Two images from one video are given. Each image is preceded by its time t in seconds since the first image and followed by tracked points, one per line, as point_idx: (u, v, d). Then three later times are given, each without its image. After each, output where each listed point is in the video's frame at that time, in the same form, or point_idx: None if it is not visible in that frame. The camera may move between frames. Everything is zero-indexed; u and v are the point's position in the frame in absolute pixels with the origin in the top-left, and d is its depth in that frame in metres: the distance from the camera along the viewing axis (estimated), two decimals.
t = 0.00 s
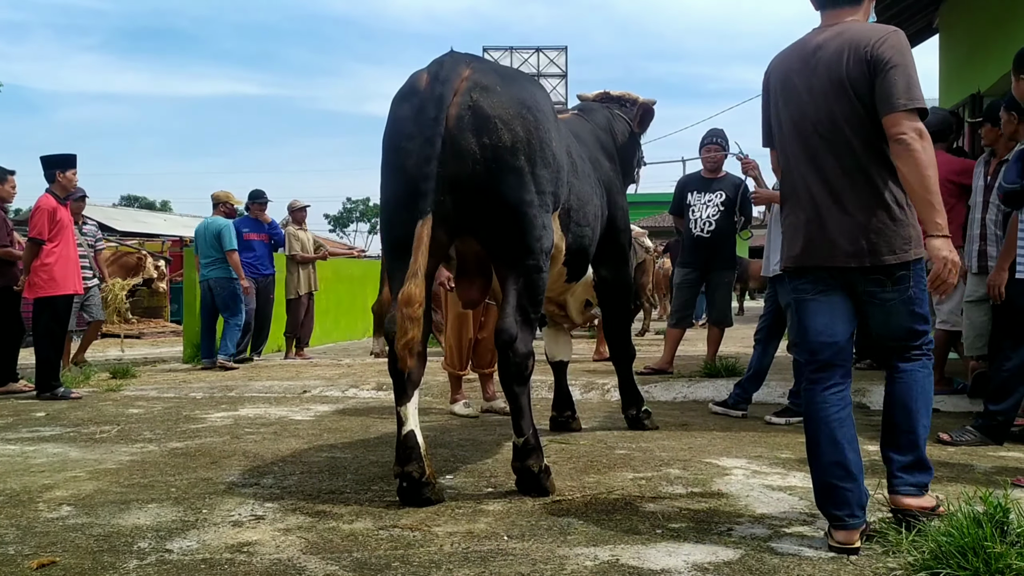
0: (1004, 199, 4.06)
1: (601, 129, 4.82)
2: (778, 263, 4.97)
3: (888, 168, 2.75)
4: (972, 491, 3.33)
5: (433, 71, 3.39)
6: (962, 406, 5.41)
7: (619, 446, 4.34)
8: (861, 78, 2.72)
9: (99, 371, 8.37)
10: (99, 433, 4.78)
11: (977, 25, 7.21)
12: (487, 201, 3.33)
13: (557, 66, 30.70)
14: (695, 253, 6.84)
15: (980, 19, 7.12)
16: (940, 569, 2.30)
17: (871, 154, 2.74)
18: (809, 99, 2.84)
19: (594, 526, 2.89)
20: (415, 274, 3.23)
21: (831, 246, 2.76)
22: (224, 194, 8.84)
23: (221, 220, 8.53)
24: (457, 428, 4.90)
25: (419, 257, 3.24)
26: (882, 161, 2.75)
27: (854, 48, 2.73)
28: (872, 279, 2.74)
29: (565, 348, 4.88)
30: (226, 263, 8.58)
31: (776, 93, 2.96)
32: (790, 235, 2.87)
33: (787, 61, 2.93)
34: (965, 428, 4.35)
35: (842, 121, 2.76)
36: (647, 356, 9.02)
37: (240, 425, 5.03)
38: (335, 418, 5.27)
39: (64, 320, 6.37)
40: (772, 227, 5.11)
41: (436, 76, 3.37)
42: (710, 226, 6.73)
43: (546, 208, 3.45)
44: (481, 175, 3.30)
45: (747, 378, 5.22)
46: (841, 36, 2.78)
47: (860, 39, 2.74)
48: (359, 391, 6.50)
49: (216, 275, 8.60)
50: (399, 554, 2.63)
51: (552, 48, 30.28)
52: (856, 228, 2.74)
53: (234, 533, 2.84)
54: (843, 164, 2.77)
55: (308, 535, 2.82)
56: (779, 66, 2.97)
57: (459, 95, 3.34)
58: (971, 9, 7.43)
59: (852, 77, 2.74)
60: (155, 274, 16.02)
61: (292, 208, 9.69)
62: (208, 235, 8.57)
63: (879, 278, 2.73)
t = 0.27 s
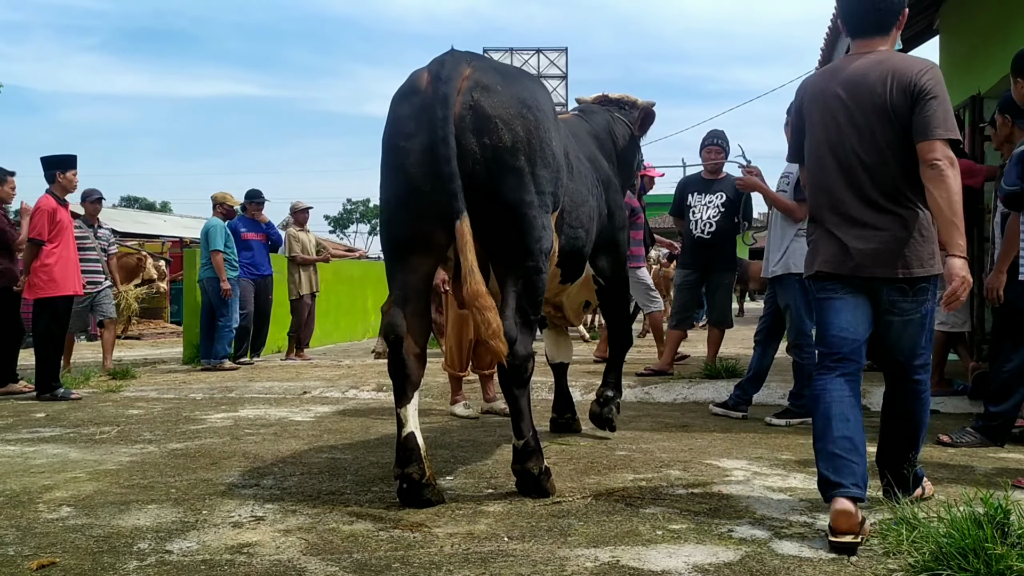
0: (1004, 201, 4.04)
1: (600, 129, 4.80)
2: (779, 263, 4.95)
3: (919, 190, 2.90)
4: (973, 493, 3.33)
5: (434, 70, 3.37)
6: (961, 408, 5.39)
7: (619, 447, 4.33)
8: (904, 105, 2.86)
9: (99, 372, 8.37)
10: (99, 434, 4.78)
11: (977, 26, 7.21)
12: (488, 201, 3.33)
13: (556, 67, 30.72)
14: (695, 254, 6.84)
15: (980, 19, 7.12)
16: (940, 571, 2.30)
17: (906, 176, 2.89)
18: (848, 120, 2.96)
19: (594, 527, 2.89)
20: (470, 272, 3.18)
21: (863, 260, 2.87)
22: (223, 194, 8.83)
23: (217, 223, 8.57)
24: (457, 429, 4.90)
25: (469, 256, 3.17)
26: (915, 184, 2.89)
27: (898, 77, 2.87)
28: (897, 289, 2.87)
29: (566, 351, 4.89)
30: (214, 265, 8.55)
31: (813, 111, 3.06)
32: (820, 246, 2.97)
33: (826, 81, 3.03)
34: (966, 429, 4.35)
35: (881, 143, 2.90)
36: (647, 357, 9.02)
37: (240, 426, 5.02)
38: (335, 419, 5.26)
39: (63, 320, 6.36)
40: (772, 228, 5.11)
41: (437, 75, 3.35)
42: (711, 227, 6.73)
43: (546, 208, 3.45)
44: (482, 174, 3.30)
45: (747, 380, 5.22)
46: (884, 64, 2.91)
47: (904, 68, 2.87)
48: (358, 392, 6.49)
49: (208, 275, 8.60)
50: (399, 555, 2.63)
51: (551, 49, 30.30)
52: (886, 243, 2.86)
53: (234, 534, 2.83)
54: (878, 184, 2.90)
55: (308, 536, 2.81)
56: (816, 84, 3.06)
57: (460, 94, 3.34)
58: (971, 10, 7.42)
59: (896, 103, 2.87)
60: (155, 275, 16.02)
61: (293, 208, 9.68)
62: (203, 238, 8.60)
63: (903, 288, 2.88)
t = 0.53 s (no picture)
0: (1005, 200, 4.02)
1: (601, 127, 4.78)
2: (778, 262, 4.94)
3: (941, 188, 3.27)
4: (973, 493, 3.33)
5: (429, 70, 3.36)
6: (962, 408, 5.37)
7: (620, 448, 4.33)
8: (936, 109, 3.21)
9: (99, 372, 8.36)
10: (99, 435, 4.78)
11: (977, 26, 7.20)
12: (484, 202, 3.32)
13: (556, 68, 30.72)
14: (696, 254, 6.84)
15: (981, 20, 7.12)
16: (942, 571, 2.29)
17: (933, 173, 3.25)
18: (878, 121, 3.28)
19: (595, 528, 2.88)
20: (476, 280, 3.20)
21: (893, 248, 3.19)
22: (223, 194, 8.82)
23: (215, 224, 8.62)
24: (457, 430, 4.89)
25: (474, 262, 3.21)
26: (937, 182, 3.26)
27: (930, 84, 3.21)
28: (916, 275, 3.20)
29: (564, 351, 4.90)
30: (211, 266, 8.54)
31: (852, 109, 3.33)
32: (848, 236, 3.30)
33: (859, 84, 3.34)
34: (966, 430, 4.35)
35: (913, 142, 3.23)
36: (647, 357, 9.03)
37: (240, 427, 5.02)
38: (335, 420, 5.26)
39: (63, 320, 6.36)
40: (772, 228, 5.11)
41: (432, 75, 3.34)
42: (711, 228, 6.71)
43: (543, 209, 3.46)
44: (478, 175, 3.29)
45: (747, 380, 5.21)
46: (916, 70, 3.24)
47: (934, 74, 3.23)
48: (358, 392, 6.48)
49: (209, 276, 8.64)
50: (399, 555, 2.63)
51: (551, 49, 30.32)
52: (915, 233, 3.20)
53: (234, 534, 2.83)
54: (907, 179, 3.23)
55: (308, 537, 2.81)
56: (849, 86, 3.36)
57: (456, 94, 3.33)
58: (971, 11, 7.42)
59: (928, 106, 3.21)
60: (155, 275, 16.01)
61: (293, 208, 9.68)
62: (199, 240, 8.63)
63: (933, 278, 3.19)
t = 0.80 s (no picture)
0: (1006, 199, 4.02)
1: (601, 124, 4.76)
2: (781, 263, 4.94)
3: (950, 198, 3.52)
4: (975, 494, 3.32)
5: (411, 70, 3.32)
6: (963, 408, 5.36)
7: (621, 448, 4.33)
8: (950, 127, 3.44)
9: (99, 372, 8.35)
10: (100, 435, 4.77)
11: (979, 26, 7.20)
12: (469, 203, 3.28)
13: (557, 68, 30.71)
14: (698, 255, 6.83)
15: (982, 19, 7.11)
16: (944, 571, 2.29)
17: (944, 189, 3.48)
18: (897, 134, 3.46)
19: (596, 528, 2.88)
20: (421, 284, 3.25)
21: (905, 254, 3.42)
22: (223, 195, 8.81)
23: (215, 224, 8.61)
24: (457, 430, 4.88)
25: (425, 266, 3.23)
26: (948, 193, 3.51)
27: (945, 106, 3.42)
28: (920, 278, 3.41)
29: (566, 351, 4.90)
30: (213, 266, 8.54)
31: (870, 124, 3.48)
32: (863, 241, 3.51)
33: (880, 98, 3.49)
34: (968, 430, 4.34)
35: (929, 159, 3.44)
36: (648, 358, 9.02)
37: (240, 427, 5.01)
38: (336, 420, 5.25)
39: (63, 321, 6.35)
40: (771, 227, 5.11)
41: (413, 75, 3.30)
42: (713, 227, 6.71)
43: (536, 207, 3.39)
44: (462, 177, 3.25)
45: (748, 380, 5.20)
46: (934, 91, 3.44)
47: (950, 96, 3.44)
48: (359, 393, 6.48)
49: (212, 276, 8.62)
50: (400, 556, 2.62)
51: (552, 50, 30.32)
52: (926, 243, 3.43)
53: (235, 535, 2.82)
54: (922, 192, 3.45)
55: (309, 537, 2.80)
56: (867, 101, 3.50)
57: (437, 94, 3.28)
58: (972, 10, 7.41)
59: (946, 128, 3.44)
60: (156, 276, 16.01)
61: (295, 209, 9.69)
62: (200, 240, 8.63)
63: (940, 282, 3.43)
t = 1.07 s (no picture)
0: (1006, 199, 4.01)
1: (600, 122, 4.76)
2: (783, 262, 4.93)
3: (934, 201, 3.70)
4: (977, 494, 3.32)
5: (397, 70, 3.35)
6: (964, 408, 5.35)
7: (621, 448, 4.33)
8: (926, 133, 3.65)
9: (98, 373, 8.35)
10: (99, 435, 4.76)
11: (978, 27, 7.20)
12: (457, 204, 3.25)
13: (557, 69, 30.71)
14: (700, 254, 6.82)
15: (981, 20, 7.11)
16: (945, 571, 2.29)
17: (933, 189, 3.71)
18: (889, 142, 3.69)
19: (597, 528, 2.87)
20: (374, 283, 3.21)
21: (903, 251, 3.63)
22: (225, 195, 8.80)
23: (217, 224, 8.58)
24: (457, 431, 4.88)
25: (380, 268, 3.23)
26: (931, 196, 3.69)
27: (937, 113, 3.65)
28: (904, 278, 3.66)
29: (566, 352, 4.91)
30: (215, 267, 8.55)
31: (854, 132, 3.76)
32: (860, 241, 3.72)
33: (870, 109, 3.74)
34: (968, 430, 4.34)
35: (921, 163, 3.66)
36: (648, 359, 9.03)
37: (240, 427, 5.00)
38: (336, 420, 5.25)
39: (62, 321, 6.35)
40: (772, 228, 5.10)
41: (399, 76, 3.32)
42: (717, 227, 6.72)
43: (530, 208, 3.31)
44: (448, 178, 3.22)
45: (749, 380, 5.20)
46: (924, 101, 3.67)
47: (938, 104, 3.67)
48: (359, 393, 6.47)
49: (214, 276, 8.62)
50: (400, 556, 2.62)
51: (552, 50, 30.33)
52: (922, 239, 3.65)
53: (235, 535, 2.82)
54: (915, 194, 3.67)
55: (309, 537, 2.80)
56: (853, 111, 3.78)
57: (422, 94, 3.27)
58: (972, 11, 7.41)
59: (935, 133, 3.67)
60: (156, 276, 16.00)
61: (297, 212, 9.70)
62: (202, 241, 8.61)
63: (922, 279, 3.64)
